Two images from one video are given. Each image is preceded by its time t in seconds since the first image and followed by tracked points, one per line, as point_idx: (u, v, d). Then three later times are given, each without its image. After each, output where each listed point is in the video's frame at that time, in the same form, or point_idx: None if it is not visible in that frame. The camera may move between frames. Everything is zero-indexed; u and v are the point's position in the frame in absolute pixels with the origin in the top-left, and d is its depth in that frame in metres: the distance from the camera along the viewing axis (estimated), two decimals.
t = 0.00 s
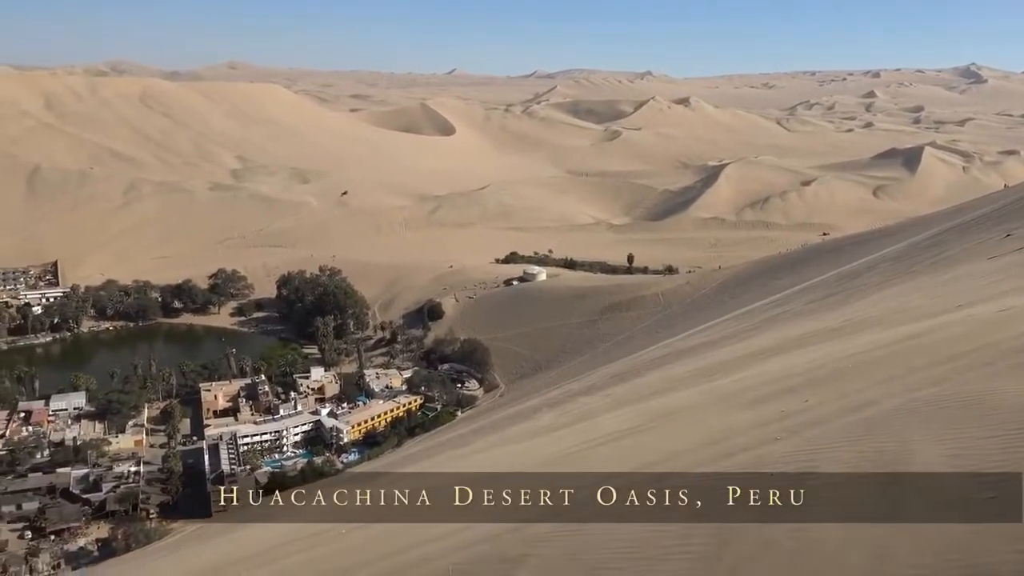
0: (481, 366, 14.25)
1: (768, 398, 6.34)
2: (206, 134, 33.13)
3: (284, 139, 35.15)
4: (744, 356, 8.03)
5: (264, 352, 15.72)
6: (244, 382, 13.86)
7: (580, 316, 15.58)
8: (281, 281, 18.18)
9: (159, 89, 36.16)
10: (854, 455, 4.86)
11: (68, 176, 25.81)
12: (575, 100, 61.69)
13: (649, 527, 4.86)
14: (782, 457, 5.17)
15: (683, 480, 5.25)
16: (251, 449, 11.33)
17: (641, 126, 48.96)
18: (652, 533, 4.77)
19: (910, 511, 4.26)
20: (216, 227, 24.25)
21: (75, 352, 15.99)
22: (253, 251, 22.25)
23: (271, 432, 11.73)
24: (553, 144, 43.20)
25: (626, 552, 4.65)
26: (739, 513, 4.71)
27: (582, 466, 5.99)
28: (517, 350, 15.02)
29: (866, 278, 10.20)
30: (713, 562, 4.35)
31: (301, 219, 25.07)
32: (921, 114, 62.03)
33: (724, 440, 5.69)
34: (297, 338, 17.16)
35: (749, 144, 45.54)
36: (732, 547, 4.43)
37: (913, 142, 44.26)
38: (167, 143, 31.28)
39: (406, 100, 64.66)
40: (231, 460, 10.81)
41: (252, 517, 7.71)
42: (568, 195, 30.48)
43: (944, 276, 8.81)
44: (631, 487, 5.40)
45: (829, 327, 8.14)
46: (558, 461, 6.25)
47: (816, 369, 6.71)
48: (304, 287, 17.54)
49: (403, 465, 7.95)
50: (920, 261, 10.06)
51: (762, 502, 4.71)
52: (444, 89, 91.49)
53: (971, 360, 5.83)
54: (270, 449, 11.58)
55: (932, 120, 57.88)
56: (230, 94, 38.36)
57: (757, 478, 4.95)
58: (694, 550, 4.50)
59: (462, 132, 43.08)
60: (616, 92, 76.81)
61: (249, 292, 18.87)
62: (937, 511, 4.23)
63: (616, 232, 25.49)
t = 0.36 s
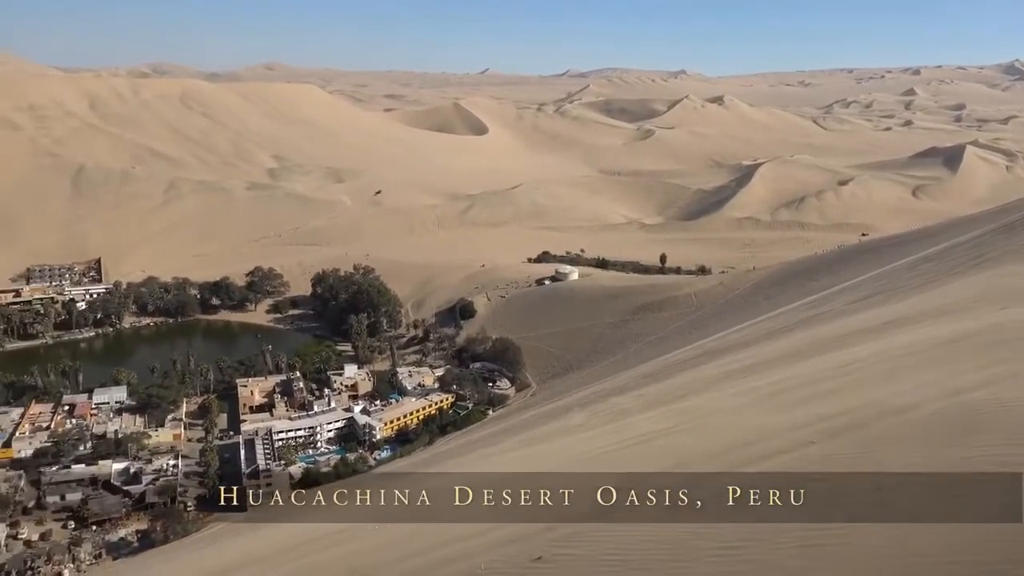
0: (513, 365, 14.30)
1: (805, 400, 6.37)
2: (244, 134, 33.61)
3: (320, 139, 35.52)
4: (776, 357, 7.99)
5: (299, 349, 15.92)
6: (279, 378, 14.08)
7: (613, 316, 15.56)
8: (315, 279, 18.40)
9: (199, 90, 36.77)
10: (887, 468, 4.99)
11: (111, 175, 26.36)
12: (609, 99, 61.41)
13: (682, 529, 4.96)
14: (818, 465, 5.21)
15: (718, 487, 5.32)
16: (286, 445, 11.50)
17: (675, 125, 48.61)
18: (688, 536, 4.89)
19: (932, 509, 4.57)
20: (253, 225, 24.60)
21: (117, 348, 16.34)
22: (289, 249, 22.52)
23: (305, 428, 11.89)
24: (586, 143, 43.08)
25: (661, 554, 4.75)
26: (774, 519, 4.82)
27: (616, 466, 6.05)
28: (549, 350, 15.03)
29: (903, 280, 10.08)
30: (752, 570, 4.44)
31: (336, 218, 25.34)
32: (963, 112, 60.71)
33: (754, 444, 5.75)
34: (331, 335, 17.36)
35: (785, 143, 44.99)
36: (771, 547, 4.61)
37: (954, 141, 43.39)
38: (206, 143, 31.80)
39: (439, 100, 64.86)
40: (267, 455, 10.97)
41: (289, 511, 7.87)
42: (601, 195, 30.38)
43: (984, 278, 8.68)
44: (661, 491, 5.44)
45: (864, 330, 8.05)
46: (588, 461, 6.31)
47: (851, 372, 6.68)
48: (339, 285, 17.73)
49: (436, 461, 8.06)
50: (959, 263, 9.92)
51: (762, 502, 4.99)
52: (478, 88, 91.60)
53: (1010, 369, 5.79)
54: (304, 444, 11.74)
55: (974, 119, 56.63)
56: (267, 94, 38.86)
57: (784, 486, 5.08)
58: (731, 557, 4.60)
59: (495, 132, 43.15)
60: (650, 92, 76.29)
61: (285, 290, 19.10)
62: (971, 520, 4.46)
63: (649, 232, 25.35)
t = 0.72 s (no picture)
0: (549, 365, 14.30)
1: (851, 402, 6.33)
2: (285, 134, 34.07)
3: (359, 138, 35.86)
4: (815, 361, 7.90)
5: (337, 346, 16.11)
6: (317, 374, 14.26)
7: (650, 317, 15.48)
8: (354, 277, 18.60)
9: (242, 90, 37.36)
10: (928, 472, 4.93)
11: (157, 174, 26.91)
12: (649, 99, 61.08)
13: (723, 533, 4.94)
14: (859, 472, 5.16)
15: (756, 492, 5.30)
16: (323, 441, 11.65)
17: (716, 125, 48.13)
18: (724, 540, 4.85)
19: (978, 512, 4.50)
20: (294, 224, 24.93)
21: (161, 343, 16.68)
22: (328, 248, 22.78)
23: (343, 425, 12.02)
24: (624, 143, 42.85)
25: (699, 555, 4.74)
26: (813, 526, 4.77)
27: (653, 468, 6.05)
28: (585, 350, 15.01)
29: (949, 282, 9.88)
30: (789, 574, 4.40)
31: (375, 217, 25.57)
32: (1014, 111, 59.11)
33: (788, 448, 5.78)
34: (369, 333, 17.52)
35: (828, 143, 44.27)
36: (812, 552, 4.56)
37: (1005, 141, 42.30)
38: (249, 143, 32.30)
39: (478, 100, 65.03)
40: (305, 451, 11.12)
41: (327, 506, 7.98)
42: (639, 195, 30.21)
43: None
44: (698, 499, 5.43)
45: (906, 334, 7.91)
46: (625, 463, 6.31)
47: (893, 378, 6.59)
48: (377, 283, 17.89)
49: (472, 460, 8.10)
50: (1008, 266, 9.69)
51: (780, 505, 5.08)
52: (517, 88, 91.62)
53: None
54: (342, 441, 11.88)
55: None
56: (309, 95, 39.34)
57: (823, 494, 5.06)
58: (772, 560, 4.57)
59: (533, 131, 43.13)
60: (690, 91, 75.62)
61: (324, 287, 19.33)
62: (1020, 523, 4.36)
63: (687, 233, 25.14)
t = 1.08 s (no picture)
0: (582, 366, 14.24)
1: (886, 414, 6.25)
2: (323, 134, 34.42)
3: (395, 138, 36.08)
4: (852, 365, 7.77)
5: (371, 344, 16.22)
6: (351, 372, 14.38)
7: (685, 318, 15.34)
8: (389, 276, 18.73)
9: (281, 90, 37.82)
10: (969, 479, 4.82)
11: (198, 173, 27.34)
12: (686, 99, 60.56)
13: (756, 538, 4.87)
14: (895, 480, 5.08)
15: (789, 503, 5.25)
16: (357, 438, 11.74)
17: (754, 125, 47.59)
18: (756, 547, 4.77)
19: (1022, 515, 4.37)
20: (330, 222, 25.18)
21: (199, 339, 16.94)
22: (364, 246, 22.96)
23: (376, 422, 12.10)
24: (661, 143, 42.55)
25: (732, 560, 4.68)
26: (849, 531, 4.67)
27: (684, 481, 6.03)
28: (618, 352, 14.92)
29: (992, 287, 9.65)
30: None
31: (410, 216, 25.71)
32: None
33: (820, 462, 5.74)
34: (403, 331, 17.61)
35: (869, 144, 43.50)
36: (848, 555, 4.47)
37: None
38: (287, 142, 32.68)
39: (514, 99, 65.06)
40: (339, 447, 11.21)
41: (359, 503, 8.03)
42: (675, 196, 29.98)
43: None
44: (728, 509, 5.39)
45: (947, 339, 7.75)
46: (656, 473, 6.29)
47: (933, 388, 6.46)
48: (411, 281, 17.98)
49: (503, 460, 8.12)
50: None
51: (814, 514, 5.00)
52: (553, 87, 91.45)
53: None
54: (375, 438, 11.96)
55: None
56: (347, 95, 39.71)
57: (857, 501, 4.99)
58: (806, 564, 4.49)
59: (568, 131, 43.01)
60: (728, 91, 74.86)
61: (359, 285, 19.47)
62: None
63: (724, 234, 24.89)
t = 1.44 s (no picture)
0: (616, 368, 14.13)
1: (927, 422, 6.09)
2: (360, 134, 34.67)
3: (431, 138, 36.22)
4: (893, 371, 7.59)
5: (405, 344, 16.28)
6: (384, 371, 14.43)
7: (721, 321, 15.15)
8: (424, 276, 18.80)
9: (319, 91, 38.17)
10: (1017, 487, 4.66)
11: (236, 172, 27.69)
12: (723, 100, 59.94)
13: (793, 545, 4.75)
14: (936, 488, 4.92)
15: (826, 511, 5.12)
16: (390, 436, 11.77)
17: (793, 126, 46.94)
18: (795, 552, 4.65)
19: None
20: (366, 222, 25.36)
21: (236, 336, 17.15)
22: (399, 246, 23.07)
23: (409, 421, 12.12)
24: (698, 144, 42.18)
25: (769, 564, 4.57)
26: (891, 536, 4.53)
27: (716, 487, 5.94)
28: (653, 354, 14.78)
29: None
30: None
31: (445, 216, 25.78)
32: None
33: (858, 470, 5.62)
34: (436, 331, 17.65)
35: (912, 146, 42.67)
36: (889, 558, 4.34)
37: None
38: (324, 142, 32.97)
39: (550, 100, 64.95)
40: (372, 445, 11.25)
41: (391, 502, 8.03)
42: (712, 198, 29.68)
43: None
44: (763, 516, 5.27)
45: (992, 346, 7.54)
46: (689, 479, 6.19)
47: (979, 396, 6.28)
48: (445, 282, 18.02)
49: (535, 461, 8.07)
50: None
51: (854, 520, 4.87)
52: (590, 88, 91.12)
53: None
54: (408, 437, 11.98)
55: None
56: (384, 95, 39.95)
57: (897, 509, 4.84)
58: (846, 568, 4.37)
59: (604, 132, 42.82)
60: (767, 92, 73.95)
61: (394, 285, 19.57)
62: None
63: (761, 236, 24.57)
